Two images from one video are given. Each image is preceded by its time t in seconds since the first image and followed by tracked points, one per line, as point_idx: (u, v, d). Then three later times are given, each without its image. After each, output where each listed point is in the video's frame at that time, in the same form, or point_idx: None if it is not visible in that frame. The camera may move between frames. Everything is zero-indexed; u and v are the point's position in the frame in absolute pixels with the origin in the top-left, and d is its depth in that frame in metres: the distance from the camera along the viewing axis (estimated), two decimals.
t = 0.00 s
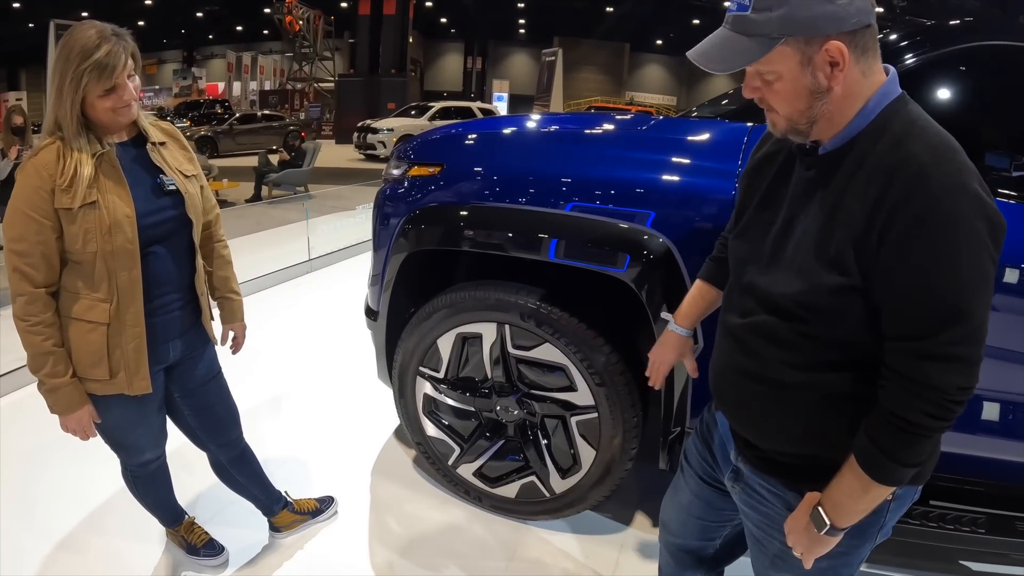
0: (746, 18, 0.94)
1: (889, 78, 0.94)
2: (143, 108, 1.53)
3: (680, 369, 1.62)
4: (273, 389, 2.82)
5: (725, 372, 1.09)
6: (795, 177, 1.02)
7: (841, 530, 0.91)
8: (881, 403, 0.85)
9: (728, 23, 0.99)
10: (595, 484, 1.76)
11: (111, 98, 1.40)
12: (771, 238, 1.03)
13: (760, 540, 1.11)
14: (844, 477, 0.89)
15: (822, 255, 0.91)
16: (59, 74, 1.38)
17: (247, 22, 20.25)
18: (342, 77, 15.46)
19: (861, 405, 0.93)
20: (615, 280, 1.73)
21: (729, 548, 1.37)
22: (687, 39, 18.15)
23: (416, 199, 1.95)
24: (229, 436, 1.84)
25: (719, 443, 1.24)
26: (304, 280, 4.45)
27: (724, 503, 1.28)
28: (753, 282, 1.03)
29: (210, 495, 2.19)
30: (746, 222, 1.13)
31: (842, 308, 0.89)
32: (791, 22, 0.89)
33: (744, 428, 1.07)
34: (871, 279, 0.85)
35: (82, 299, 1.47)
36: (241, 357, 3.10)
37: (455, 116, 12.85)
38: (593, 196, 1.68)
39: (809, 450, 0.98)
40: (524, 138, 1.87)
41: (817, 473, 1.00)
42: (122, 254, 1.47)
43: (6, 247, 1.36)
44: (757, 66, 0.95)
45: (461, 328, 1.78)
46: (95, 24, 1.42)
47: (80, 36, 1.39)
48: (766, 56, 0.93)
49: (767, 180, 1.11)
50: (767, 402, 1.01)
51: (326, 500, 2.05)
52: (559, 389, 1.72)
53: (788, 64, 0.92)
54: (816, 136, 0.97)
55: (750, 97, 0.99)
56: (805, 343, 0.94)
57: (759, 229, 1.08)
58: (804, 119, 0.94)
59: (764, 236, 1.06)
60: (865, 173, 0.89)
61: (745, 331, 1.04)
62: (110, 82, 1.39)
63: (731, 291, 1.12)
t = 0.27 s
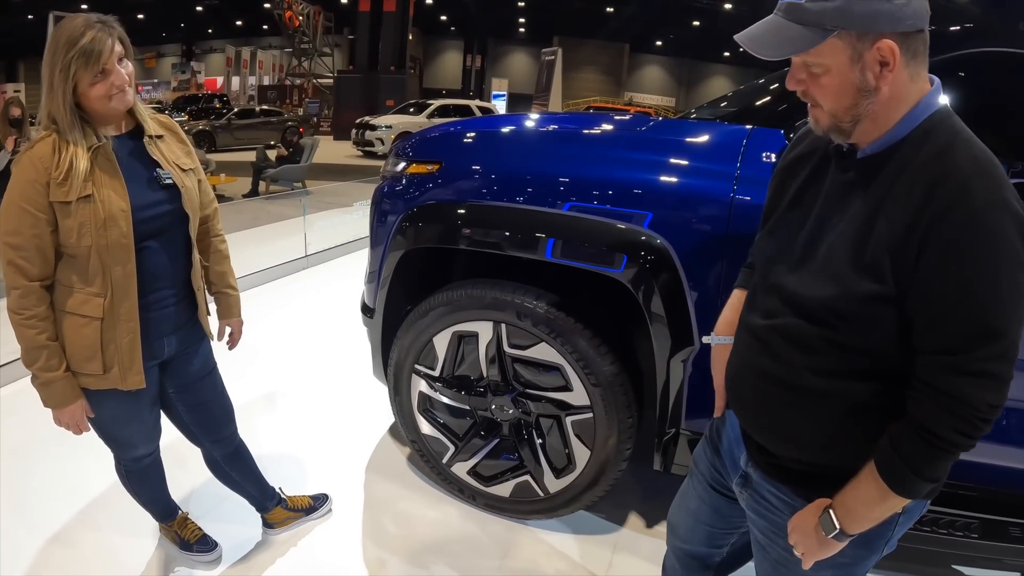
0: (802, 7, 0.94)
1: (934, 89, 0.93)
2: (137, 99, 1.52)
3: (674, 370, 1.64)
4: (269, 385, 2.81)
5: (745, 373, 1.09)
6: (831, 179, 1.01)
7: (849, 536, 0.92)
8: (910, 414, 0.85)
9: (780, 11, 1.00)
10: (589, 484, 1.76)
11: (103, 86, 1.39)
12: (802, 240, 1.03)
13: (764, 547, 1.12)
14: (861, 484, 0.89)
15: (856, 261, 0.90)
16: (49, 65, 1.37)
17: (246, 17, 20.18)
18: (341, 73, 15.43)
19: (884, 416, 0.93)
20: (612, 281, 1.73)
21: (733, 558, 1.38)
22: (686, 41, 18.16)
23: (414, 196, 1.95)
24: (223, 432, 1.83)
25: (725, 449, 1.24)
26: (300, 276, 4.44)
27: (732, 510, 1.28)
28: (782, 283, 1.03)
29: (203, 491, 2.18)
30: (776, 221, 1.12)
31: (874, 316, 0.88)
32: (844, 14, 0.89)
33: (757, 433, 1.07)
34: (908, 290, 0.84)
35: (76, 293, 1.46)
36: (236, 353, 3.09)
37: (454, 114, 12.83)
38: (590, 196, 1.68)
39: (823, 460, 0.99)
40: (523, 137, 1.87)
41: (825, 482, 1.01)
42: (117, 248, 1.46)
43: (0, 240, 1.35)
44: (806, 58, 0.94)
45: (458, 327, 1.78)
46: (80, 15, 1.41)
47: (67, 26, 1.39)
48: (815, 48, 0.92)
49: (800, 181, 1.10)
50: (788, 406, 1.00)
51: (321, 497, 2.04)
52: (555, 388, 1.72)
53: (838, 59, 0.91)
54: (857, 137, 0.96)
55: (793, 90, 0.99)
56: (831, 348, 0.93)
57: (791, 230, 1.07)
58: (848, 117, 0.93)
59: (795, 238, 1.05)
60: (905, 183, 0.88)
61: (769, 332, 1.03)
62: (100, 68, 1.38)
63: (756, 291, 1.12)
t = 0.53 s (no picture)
0: (859, 10, 0.93)
1: (983, 107, 0.91)
2: (132, 100, 1.52)
3: (669, 378, 1.64)
4: (265, 388, 2.81)
5: (766, 383, 1.09)
6: (870, 193, 1.00)
7: (862, 540, 0.92)
8: (946, 433, 0.84)
9: (837, 14, 0.98)
10: (584, 492, 1.76)
11: (98, 87, 1.39)
12: (835, 252, 1.02)
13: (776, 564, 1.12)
14: (887, 490, 0.89)
15: (894, 276, 0.89)
16: (44, 66, 1.37)
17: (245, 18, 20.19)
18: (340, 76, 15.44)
19: (913, 436, 0.92)
20: (608, 288, 1.73)
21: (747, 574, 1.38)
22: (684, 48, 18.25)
23: (411, 202, 1.95)
24: (218, 435, 1.82)
25: (741, 464, 1.25)
26: (297, 279, 4.43)
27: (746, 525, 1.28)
28: (813, 293, 1.02)
29: (198, 494, 2.17)
30: (808, 231, 1.11)
31: (908, 333, 0.87)
32: (900, 20, 0.87)
33: (773, 444, 1.08)
34: (946, 309, 0.83)
35: (71, 295, 1.46)
36: (232, 355, 3.08)
37: (452, 118, 12.84)
38: (587, 204, 1.69)
39: (841, 476, 0.98)
40: (521, 144, 1.87)
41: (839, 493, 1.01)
42: (112, 250, 1.45)
43: None
44: (858, 61, 0.93)
45: (454, 333, 1.78)
46: (75, 15, 1.41)
47: (62, 27, 1.38)
48: (869, 51, 0.91)
49: (836, 192, 1.09)
50: (811, 419, 1.00)
51: (315, 502, 2.04)
52: (551, 395, 1.72)
53: (890, 64, 0.89)
54: (901, 148, 0.94)
55: (843, 95, 0.97)
56: (860, 363, 0.92)
57: (823, 239, 1.06)
58: (895, 125, 0.91)
59: (828, 248, 1.04)
60: (948, 200, 0.87)
61: (796, 342, 1.03)
62: (95, 69, 1.38)
63: (786, 299, 1.11)
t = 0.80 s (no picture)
0: (894, 16, 0.94)
1: (1012, 124, 0.92)
2: (131, 102, 1.52)
3: (667, 382, 1.65)
4: (263, 389, 2.80)
5: (786, 391, 1.09)
6: (895, 204, 1.01)
7: (881, 557, 0.92)
8: (963, 447, 0.84)
9: (874, 20, 0.99)
10: (581, 495, 1.76)
11: (98, 89, 1.40)
12: (859, 260, 1.02)
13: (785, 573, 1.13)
14: (904, 506, 0.89)
15: (919, 286, 0.88)
16: (43, 68, 1.37)
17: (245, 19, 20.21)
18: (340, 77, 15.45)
19: (933, 448, 0.92)
20: (607, 292, 1.73)
21: None
22: (683, 53, 18.31)
23: (410, 205, 1.95)
24: (215, 437, 1.82)
25: (751, 472, 1.24)
26: (295, 280, 4.43)
27: (754, 534, 1.28)
28: (836, 302, 1.01)
29: (195, 495, 2.17)
30: (835, 238, 1.10)
31: (931, 345, 0.87)
32: (934, 27, 0.88)
33: (790, 454, 1.08)
34: (969, 323, 0.82)
35: (69, 296, 1.46)
36: (230, 357, 3.08)
37: (451, 121, 12.86)
38: (586, 208, 1.69)
39: (856, 488, 0.99)
40: (520, 148, 1.88)
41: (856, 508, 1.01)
42: (111, 251, 1.45)
43: None
44: (891, 68, 0.94)
45: (452, 336, 1.79)
46: (76, 17, 1.41)
47: (62, 29, 1.38)
48: (901, 58, 0.92)
49: (861, 201, 1.10)
50: (829, 428, 1.00)
51: (312, 504, 2.04)
52: (549, 399, 1.73)
53: (922, 72, 0.90)
54: (928, 159, 0.94)
55: (874, 102, 0.98)
56: (882, 374, 0.92)
57: (848, 248, 1.06)
58: (924, 133, 0.92)
59: (852, 257, 1.04)
60: (975, 214, 0.86)
61: (817, 351, 1.03)
62: (96, 71, 1.38)
63: (808, 307, 1.11)
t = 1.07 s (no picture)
0: (926, 6, 0.94)
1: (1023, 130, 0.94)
2: (129, 97, 1.52)
3: (662, 381, 1.65)
4: (261, 385, 2.80)
5: (792, 393, 1.09)
6: (903, 207, 1.01)
7: (879, 569, 0.93)
8: (953, 449, 0.85)
9: (903, 12, 0.99)
10: (577, 493, 1.77)
11: (99, 86, 1.40)
12: (868, 262, 1.01)
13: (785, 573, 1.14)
14: (897, 518, 0.90)
15: (931, 286, 0.88)
16: (43, 63, 1.37)
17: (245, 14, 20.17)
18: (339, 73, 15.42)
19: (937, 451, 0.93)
20: (604, 291, 1.73)
21: None
22: (683, 52, 18.29)
23: (408, 201, 1.95)
24: (212, 432, 1.83)
25: (752, 474, 1.26)
26: (293, 276, 4.43)
27: (756, 539, 1.29)
28: (843, 306, 1.01)
29: (191, 490, 2.17)
30: (843, 239, 1.10)
31: (940, 346, 0.87)
32: (965, 19, 0.89)
33: (795, 457, 1.08)
34: (980, 324, 0.82)
35: (67, 290, 1.45)
36: (227, 352, 3.07)
37: (451, 118, 12.85)
38: (584, 206, 1.69)
39: (864, 492, 0.99)
40: (519, 146, 1.87)
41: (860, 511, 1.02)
42: (109, 245, 1.45)
43: None
44: (916, 58, 0.94)
45: (449, 333, 1.79)
46: (80, 13, 1.41)
47: (65, 25, 1.37)
48: (930, 45, 0.92)
49: (869, 204, 1.10)
50: (838, 430, 1.00)
51: (308, 500, 2.04)
52: (544, 397, 1.73)
53: (949, 62, 0.91)
54: (943, 155, 0.95)
55: (894, 93, 0.98)
56: (891, 376, 0.92)
57: (856, 250, 1.06)
58: (943, 126, 0.92)
59: (861, 259, 1.04)
60: (986, 217, 0.86)
61: (826, 354, 1.02)
62: (98, 70, 1.38)
63: (814, 309, 1.10)
